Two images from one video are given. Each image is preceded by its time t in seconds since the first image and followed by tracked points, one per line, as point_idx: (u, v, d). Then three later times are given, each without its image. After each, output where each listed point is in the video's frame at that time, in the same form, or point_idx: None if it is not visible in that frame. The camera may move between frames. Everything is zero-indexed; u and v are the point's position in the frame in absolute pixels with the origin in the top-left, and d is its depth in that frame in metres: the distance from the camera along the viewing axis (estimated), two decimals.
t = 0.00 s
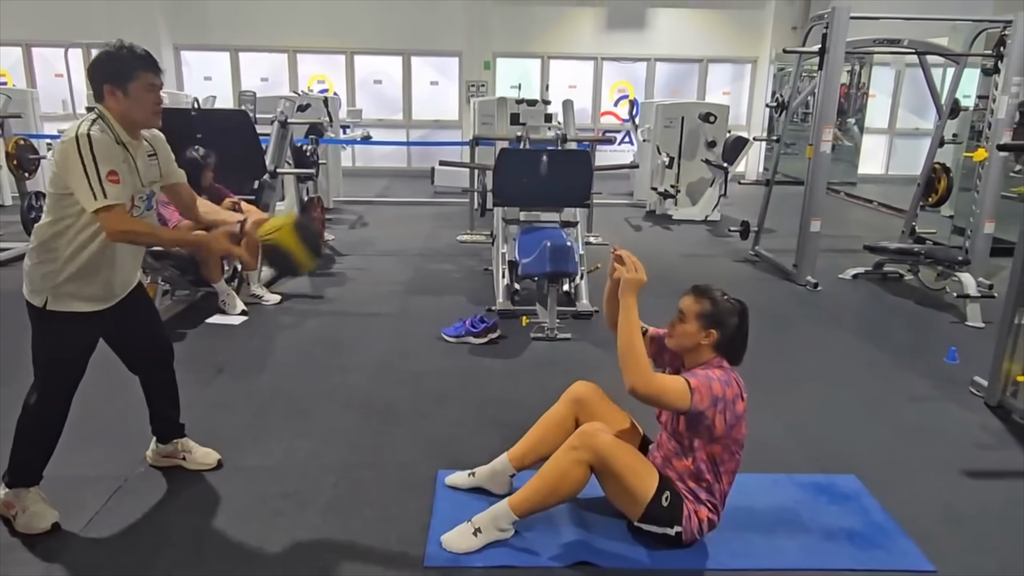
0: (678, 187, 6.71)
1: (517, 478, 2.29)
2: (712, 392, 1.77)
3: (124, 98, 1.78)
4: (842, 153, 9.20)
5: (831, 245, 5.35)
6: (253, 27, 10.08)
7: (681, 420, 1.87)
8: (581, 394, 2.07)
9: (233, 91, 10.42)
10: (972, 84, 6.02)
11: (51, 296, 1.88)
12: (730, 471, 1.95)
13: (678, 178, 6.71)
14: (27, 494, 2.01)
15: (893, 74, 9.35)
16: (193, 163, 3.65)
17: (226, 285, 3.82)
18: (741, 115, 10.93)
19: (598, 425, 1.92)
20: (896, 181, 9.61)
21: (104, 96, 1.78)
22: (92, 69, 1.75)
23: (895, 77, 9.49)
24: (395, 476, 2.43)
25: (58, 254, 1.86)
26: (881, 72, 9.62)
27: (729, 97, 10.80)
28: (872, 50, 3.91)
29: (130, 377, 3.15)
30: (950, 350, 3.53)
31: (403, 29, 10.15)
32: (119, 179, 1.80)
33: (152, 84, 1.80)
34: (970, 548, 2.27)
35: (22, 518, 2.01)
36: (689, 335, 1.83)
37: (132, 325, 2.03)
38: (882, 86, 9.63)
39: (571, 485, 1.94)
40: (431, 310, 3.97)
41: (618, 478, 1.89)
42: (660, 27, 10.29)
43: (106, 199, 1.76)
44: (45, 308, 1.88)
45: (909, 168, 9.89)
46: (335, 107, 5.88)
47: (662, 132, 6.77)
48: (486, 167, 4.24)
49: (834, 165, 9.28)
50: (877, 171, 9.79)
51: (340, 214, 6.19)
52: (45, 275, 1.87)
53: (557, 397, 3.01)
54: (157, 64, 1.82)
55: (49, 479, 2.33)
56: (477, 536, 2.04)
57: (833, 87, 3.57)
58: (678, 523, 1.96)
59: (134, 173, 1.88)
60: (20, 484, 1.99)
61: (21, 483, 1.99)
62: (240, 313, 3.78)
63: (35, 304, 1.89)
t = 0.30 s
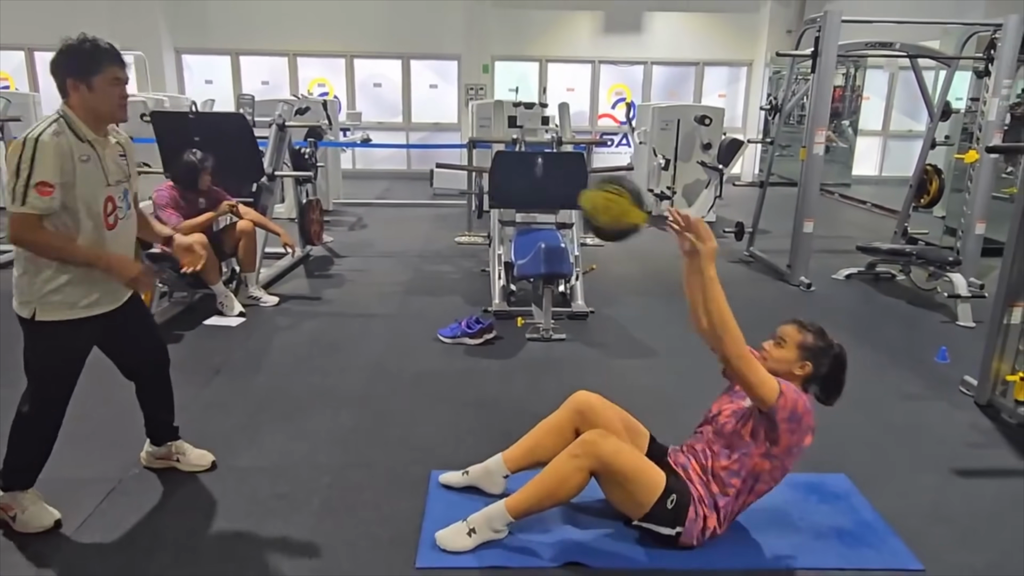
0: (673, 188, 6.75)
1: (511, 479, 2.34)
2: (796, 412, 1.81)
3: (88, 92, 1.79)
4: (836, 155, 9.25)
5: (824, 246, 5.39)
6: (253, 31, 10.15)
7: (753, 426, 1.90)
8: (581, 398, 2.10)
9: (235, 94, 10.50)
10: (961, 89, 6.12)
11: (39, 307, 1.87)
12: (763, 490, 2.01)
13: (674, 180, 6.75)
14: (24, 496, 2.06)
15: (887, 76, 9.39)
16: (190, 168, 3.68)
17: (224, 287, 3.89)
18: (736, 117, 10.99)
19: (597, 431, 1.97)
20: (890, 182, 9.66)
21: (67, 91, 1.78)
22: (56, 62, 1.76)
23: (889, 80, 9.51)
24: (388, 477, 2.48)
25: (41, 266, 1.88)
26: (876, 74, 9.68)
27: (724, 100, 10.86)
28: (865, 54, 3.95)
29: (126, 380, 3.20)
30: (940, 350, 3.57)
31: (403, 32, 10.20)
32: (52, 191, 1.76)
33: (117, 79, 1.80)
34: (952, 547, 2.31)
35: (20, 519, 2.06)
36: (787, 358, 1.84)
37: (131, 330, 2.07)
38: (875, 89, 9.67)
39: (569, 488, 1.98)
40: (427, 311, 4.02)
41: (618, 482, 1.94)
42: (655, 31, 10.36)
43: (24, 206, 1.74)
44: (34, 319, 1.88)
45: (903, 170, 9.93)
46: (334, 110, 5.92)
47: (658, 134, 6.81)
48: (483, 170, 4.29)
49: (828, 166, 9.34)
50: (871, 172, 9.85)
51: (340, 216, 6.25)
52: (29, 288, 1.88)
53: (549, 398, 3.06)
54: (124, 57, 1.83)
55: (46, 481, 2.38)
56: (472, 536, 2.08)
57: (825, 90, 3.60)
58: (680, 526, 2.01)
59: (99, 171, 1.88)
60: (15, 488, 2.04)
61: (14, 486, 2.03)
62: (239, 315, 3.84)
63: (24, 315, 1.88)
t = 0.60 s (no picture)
0: (671, 190, 6.87)
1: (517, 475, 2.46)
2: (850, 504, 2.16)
3: (86, 99, 1.85)
4: (828, 158, 9.36)
5: (816, 246, 5.49)
6: (261, 39, 10.34)
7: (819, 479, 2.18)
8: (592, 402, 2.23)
9: (246, 100, 10.72)
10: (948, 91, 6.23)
11: (40, 316, 1.92)
12: (771, 524, 2.23)
13: (671, 182, 6.87)
14: (37, 492, 2.14)
15: (877, 81, 9.43)
16: (200, 172, 3.82)
17: (234, 288, 4.02)
18: (731, 121, 11.15)
19: (611, 434, 2.08)
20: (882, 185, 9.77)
21: (65, 98, 1.84)
22: (54, 70, 1.83)
23: (880, 84, 9.55)
24: (391, 473, 2.58)
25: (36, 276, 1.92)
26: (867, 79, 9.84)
27: (720, 105, 11.02)
28: (856, 59, 4.07)
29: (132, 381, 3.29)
30: (926, 346, 3.68)
31: (407, 40, 10.38)
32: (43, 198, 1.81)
33: (114, 88, 1.87)
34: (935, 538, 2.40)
35: (33, 514, 2.13)
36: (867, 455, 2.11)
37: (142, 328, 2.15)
38: (867, 93, 9.79)
39: (585, 486, 2.10)
40: (431, 311, 4.16)
41: (639, 477, 2.06)
42: (654, 38, 10.51)
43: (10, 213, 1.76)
44: (35, 328, 1.92)
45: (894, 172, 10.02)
46: (342, 116, 6.03)
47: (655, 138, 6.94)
48: (485, 174, 4.43)
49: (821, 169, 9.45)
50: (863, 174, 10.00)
51: (347, 218, 6.40)
52: (28, 297, 1.92)
53: (547, 397, 3.18)
54: (123, 68, 1.90)
55: (57, 478, 2.47)
56: (481, 529, 2.18)
57: (816, 94, 3.72)
58: (693, 517, 2.16)
59: (96, 178, 1.93)
60: (27, 484, 2.11)
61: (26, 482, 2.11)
62: (248, 314, 3.99)
63: (26, 325, 1.93)
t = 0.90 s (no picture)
0: (672, 188, 6.92)
1: (522, 469, 2.54)
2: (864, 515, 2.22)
3: (96, 98, 1.93)
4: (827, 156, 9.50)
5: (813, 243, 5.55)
6: (272, 41, 10.51)
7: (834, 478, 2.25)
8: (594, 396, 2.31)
9: (258, 102, 10.89)
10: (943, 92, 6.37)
11: (55, 310, 2.02)
12: (778, 519, 2.29)
13: (672, 180, 6.93)
14: (46, 483, 2.23)
15: (875, 80, 9.51)
16: (210, 173, 3.91)
17: (243, 284, 4.15)
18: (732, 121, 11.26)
19: (613, 429, 2.16)
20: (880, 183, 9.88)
21: (76, 97, 1.92)
22: (66, 70, 1.90)
23: (878, 84, 9.66)
24: (392, 465, 2.68)
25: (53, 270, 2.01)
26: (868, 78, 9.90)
27: (721, 105, 11.13)
28: (855, 59, 4.13)
29: (141, 377, 3.39)
30: (923, 341, 3.74)
31: (414, 42, 10.52)
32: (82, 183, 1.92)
33: (123, 86, 1.94)
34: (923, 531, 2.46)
35: (44, 504, 2.23)
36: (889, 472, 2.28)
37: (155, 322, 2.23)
38: (866, 92, 9.86)
39: (588, 479, 2.18)
40: (435, 306, 4.27)
41: (640, 471, 2.14)
42: (655, 39, 10.64)
43: (60, 202, 1.87)
44: (50, 321, 2.02)
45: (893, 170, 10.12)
46: (349, 116, 6.16)
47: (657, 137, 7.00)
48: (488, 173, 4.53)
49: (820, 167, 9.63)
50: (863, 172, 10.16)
51: (355, 216, 6.53)
52: (46, 292, 2.02)
53: (546, 391, 3.27)
54: (131, 66, 1.97)
55: (67, 469, 2.57)
56: (484, 520, 2.25)
57: (814, 94, 3.77)
58: (696, 509, 2.23)
59: (108, 174, 2.03)
60: (36, 474, 2.20)
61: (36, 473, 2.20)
62: (256, 310, 4.11)
63: (41, 318, 2.03)
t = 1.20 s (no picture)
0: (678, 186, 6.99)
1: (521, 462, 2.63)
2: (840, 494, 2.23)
3: (103, 94, 2.00)
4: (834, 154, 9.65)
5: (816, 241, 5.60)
6: (288, 41, 10.70)
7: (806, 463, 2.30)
8: (588, 385, 2.42)
9: (275, 102, 11.12)
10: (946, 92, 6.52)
11: (69, 294, 2.10)
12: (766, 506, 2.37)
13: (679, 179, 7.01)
14: (60, 471, 2.34)
15: (881, 80, 9.58)
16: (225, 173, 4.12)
17: (256, 279, 4.28)
18: (739, 120, 11.33)
19: (605, 419, 2.24)
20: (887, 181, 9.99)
21: (85, 94, 1.99)
22: (73, 67, 1.98)
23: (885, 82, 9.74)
24: (394, 458, 2.77)
25: (71, 252, 2.08)
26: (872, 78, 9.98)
27: (729, 104, 11.22)
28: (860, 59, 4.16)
29: (154, 372, 3.52)
30: (922, 339, 3.80)
31: (426, 41, 10.68)
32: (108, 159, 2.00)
33: (128, 79, 2.02)
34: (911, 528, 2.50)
35: (58, 492, 2.34)
36: (847, 440, 2.23)
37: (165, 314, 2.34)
38: (872, 91, 9.94)
39: (582, 468, 2.27)
40: (442, 301, 4.38)
41: (632, 459, 2.22)
42: (662, 41, 10.69)
43: (98, 177, 1.95)
44: (64, 305, 2.10)
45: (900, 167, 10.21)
46: (362, 115, 6.26)
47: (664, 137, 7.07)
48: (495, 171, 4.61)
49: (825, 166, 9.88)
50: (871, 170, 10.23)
51: (367, 213, 6.66)
52: (59, 277, 2.09)
53: (547, 386, 3.35)
54: (134, 61, 2.04)
55: (82, 459, 2.69)
56: (482, 514, 2.34)
57: (817, 93, 3.81)
58: (688, 500, 2.31)
59: (122, 167, 2.11)
60: (52, 462, 2.32)
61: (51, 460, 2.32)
62: (269, 305, 4.25)
63: (55, 302, 2.11)
